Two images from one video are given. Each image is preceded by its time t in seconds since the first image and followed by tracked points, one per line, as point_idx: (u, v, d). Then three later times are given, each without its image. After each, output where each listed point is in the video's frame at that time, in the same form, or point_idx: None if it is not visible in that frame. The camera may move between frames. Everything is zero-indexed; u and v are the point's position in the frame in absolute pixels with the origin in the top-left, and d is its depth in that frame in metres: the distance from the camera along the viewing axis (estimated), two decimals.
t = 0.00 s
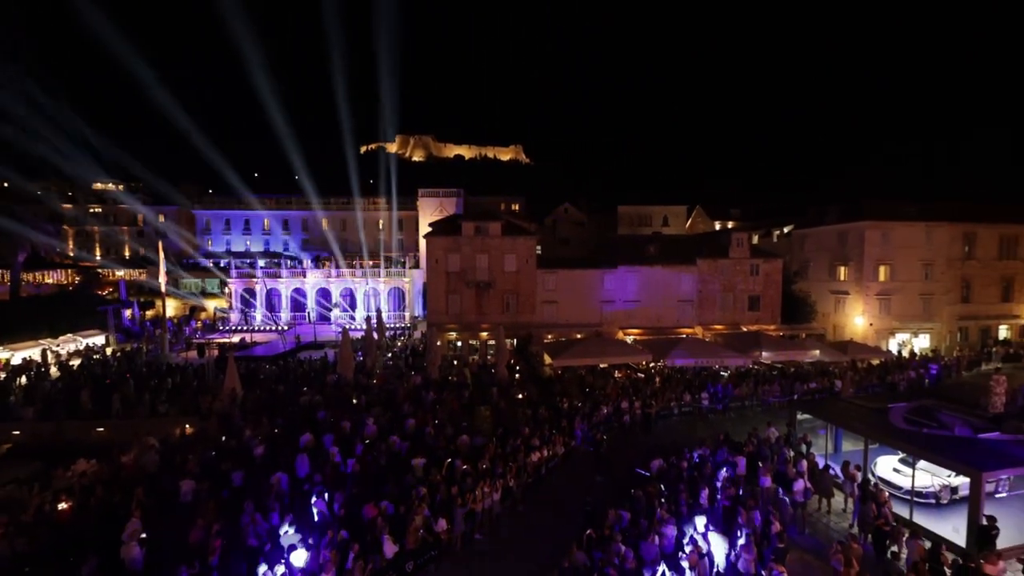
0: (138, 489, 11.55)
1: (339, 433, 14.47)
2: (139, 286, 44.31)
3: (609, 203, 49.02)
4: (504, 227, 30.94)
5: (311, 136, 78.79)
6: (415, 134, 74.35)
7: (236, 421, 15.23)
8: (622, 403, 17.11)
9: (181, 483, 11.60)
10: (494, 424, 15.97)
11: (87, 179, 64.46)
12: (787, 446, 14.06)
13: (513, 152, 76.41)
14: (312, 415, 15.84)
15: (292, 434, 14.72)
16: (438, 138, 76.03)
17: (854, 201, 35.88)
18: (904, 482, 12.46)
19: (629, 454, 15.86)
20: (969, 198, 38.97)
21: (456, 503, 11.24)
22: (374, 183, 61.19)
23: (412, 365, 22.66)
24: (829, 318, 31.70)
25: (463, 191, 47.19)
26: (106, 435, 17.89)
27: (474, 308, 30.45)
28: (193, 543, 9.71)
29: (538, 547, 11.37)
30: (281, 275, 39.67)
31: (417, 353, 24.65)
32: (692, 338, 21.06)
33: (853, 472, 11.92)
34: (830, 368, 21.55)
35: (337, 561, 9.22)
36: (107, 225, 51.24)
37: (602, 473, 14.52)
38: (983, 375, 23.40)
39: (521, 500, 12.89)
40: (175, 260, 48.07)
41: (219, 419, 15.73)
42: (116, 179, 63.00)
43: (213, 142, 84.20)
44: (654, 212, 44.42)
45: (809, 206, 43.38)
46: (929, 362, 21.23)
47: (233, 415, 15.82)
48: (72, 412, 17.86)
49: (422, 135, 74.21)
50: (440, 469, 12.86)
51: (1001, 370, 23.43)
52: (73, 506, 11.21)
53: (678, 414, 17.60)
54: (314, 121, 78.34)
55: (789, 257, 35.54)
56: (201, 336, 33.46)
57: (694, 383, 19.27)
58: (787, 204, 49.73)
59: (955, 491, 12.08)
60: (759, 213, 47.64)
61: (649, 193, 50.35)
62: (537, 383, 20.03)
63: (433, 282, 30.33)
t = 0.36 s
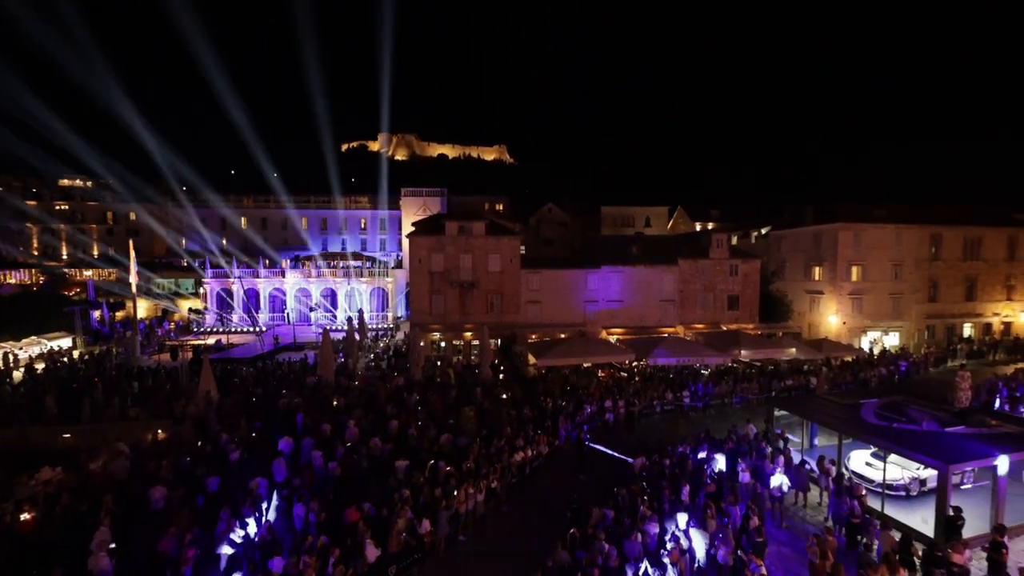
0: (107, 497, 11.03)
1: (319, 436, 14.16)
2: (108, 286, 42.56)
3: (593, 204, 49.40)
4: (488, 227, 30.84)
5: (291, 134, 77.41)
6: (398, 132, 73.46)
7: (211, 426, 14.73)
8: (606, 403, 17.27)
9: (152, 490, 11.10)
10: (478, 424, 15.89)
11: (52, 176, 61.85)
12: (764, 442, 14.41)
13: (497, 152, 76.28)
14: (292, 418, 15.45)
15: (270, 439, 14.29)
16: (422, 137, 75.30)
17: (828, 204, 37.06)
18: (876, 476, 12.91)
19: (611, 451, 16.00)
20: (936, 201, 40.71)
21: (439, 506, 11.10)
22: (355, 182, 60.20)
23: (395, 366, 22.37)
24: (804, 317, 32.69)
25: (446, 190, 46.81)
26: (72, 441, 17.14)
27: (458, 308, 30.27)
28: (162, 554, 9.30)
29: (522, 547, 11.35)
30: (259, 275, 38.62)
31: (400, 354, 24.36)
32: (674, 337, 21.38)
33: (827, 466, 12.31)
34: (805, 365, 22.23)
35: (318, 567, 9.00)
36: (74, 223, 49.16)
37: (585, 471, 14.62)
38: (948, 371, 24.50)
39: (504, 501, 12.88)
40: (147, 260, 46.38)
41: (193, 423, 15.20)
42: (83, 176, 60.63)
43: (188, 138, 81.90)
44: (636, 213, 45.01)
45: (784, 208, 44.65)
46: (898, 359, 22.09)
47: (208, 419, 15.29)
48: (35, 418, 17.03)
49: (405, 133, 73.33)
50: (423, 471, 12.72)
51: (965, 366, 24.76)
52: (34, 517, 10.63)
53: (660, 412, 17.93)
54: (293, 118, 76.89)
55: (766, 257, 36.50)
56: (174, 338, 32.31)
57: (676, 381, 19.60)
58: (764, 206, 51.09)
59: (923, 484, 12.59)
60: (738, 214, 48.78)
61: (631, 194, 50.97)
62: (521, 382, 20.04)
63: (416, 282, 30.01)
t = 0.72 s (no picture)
0: (70, 507, 10.50)
1: (298, 440, 13.81)
2: (72, 286, 40.70)
3: (576, 204, 49.79)
4: (471, 227, 30.71)
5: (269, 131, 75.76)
6: (380, 130, 72.49)
7: (184, 431, 14.21)
8: (589, 401, 17.42)
9: (120, 499, 10.63)
10: (461, 424, 15.79)
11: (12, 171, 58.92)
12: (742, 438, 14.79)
13: (480, 152, 76.09)
14: (269, 422, 15.03)
15: (246, 445, 13.85)
16: (404, 135, 74.48)
17: (802, 206, 38.28)
18: (847, 468, 13.42)
19: (595, 449, 16.15)
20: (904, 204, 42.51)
21: (421, 508, 10.96)
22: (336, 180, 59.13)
23: (377, 367, 22.05)
24: (780, 316, 33.71)
25: (429, 189, 46.41)
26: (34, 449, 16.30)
27: (441, 308, 30.06)
28: (126, 569, 8.86)
29: (504, 548, 11.33)
30: (235, 275, 37.50)
31: (382, 355, 24.02)
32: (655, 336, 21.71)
33: (802, 460, 12.72)
34: (781, 362, 22.91)
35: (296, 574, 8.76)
36: (36, 220, 46.77)
37: (569, 470, 14.70)
38: (914, 367, 25.63)
39: (487, 501, 12.83)
40: (115, 259, 44.51)
41: (165, 429, 14.64)
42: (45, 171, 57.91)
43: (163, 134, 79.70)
44: (618, 214, 45.59)
45: (761, 210, 45.93)
46: (868, 356, 22.98)
47: (180, 425, 14.73)
48: None
49: (387, 132, 72.39)
50: (405, 473, 12.54)
51: (930, 362, 26.07)
52: None
53: (642, 410, 18.21)
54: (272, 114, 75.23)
55: (744, 258, 37.48)
56: (144, 340, 31.14)
57: (657, 380, 19.94)
58: (742, 208, 52.43)
59: (891, 476, 13.12)
60: (716, 216, 49.94)
61: (614, 195, 51.56)
62: (505, 382, 20.03)
63: (398, 282, 29.66)
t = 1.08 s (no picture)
0: (25, 520, 9.92)
1: (273, 444, 13.43)
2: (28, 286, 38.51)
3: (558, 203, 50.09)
4: (453, 226, 30.49)
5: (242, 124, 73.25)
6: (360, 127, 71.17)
7: (152, 437, 13.62)
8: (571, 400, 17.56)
9: (81, 510, 10.10)
10: (442, 425, 15.66)
11: None
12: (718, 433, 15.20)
13: (462, 150, 75.63)
14: (243, 426, 14.56)
15: (218, 450, 13.38)
16: (384, 132, 73.32)
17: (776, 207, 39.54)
18: (817, 461, 13.98)
19: (576, 447, 16.28)
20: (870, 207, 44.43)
21: (401, 511, 10.81)
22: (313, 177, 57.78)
23: (356, 369, 21.66)
24: (754, 314, 34.78)
25: (410, 187, 45.84)
26: None
27: (422, 308, 29.76)
28: None
29: (487, 548, 11.32)
30: (206, 274, 36.09)
31: (362, 355, 23.62)
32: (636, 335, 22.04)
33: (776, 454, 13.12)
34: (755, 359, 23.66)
35: None
36: None
37: (551, 468, 14.78)
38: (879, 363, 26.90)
39: (469, 502, 12.78)
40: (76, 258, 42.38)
41: (130, 435, 13.99)
42: None
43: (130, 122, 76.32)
44: (599, 214, 46.10)
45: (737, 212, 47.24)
46: (836, 352, 23.93)
47: (146, 431, 14.09)
48: None
49: (366, 128, 71.06)
50: (385, 476, 12.35)
51: (893, 357, 27.33)
52: None
53: (622, 409, 18.48)
54: (247, 106, 72.91)
55: (720, 258, 38.50)
56: (108, 342, 29.80)
57: (638, 377, 20.28)
58: (719, 209, 53.82)
59: (859, 466, 13.70)
60: (694, 217, 51.12)
61: (595, 195, 52.06)
62: (488, 382, 19.99)
63: (379, 281, 29.24)
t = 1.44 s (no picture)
0: None
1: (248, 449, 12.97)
2: None
3: (541, 203, 50.19)
4: (434, 225, 30.20)
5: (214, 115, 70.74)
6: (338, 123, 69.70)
7: (117, 443, 12.96)
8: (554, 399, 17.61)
9: (38, 523, 9.49)
10: (424, 426, 15.46)
11: None
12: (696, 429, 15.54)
13: (444, 149, 74.99)
14: (215, 431, 14.01)
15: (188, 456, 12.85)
16: (364, 129, 71.98)
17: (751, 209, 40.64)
18: (790, 454, 14.44)
19: (559, 445, 16.36)
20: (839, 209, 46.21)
21: (382, 515, 10.60)
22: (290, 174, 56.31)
23: (335, 370, 21.20)
24: (731, 312, 35.69)
25: (391, 185, 45.17)
26: None
27: (403, 308, 29.37)
28: None
29: (470, 549, 11.24)
30: (176, 273, 34.63)
31: (341, 356, 23.13)
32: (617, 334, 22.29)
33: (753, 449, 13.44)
34: (732, 356, 24.27)
35: None
36: None
37: (534, 467, 14.79)
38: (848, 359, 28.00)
39: (451, 504, 12.67)
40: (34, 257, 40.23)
41: (93, 442, 13.26)
42: None
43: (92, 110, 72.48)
44: (581, 214, 46.40)
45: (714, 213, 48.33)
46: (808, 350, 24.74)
47: (111, 437, 13.37)
48: None
49: (345, 124, 69.51)
50: (365, 480, 12.09)
51: (861, 354, 28.45)
52: None
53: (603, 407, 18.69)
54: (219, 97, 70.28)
55: (698, 258, 39.32)
56: (69, 344, 28.35)
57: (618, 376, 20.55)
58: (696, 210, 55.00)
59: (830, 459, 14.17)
60: (673, 218, 52.06)
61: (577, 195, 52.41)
62: (470, 382, 19.89)
63: (358, 281, 28.72)
